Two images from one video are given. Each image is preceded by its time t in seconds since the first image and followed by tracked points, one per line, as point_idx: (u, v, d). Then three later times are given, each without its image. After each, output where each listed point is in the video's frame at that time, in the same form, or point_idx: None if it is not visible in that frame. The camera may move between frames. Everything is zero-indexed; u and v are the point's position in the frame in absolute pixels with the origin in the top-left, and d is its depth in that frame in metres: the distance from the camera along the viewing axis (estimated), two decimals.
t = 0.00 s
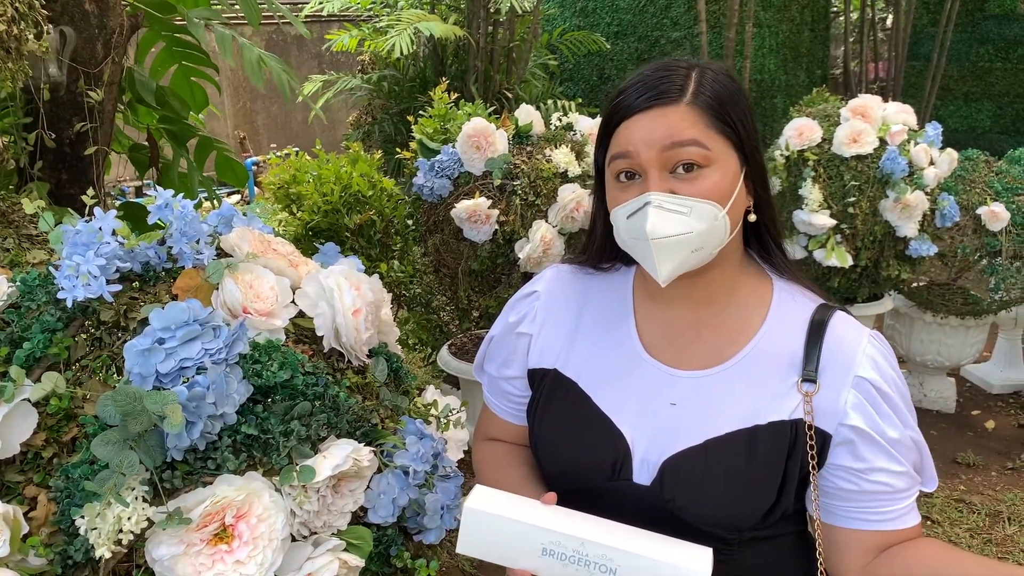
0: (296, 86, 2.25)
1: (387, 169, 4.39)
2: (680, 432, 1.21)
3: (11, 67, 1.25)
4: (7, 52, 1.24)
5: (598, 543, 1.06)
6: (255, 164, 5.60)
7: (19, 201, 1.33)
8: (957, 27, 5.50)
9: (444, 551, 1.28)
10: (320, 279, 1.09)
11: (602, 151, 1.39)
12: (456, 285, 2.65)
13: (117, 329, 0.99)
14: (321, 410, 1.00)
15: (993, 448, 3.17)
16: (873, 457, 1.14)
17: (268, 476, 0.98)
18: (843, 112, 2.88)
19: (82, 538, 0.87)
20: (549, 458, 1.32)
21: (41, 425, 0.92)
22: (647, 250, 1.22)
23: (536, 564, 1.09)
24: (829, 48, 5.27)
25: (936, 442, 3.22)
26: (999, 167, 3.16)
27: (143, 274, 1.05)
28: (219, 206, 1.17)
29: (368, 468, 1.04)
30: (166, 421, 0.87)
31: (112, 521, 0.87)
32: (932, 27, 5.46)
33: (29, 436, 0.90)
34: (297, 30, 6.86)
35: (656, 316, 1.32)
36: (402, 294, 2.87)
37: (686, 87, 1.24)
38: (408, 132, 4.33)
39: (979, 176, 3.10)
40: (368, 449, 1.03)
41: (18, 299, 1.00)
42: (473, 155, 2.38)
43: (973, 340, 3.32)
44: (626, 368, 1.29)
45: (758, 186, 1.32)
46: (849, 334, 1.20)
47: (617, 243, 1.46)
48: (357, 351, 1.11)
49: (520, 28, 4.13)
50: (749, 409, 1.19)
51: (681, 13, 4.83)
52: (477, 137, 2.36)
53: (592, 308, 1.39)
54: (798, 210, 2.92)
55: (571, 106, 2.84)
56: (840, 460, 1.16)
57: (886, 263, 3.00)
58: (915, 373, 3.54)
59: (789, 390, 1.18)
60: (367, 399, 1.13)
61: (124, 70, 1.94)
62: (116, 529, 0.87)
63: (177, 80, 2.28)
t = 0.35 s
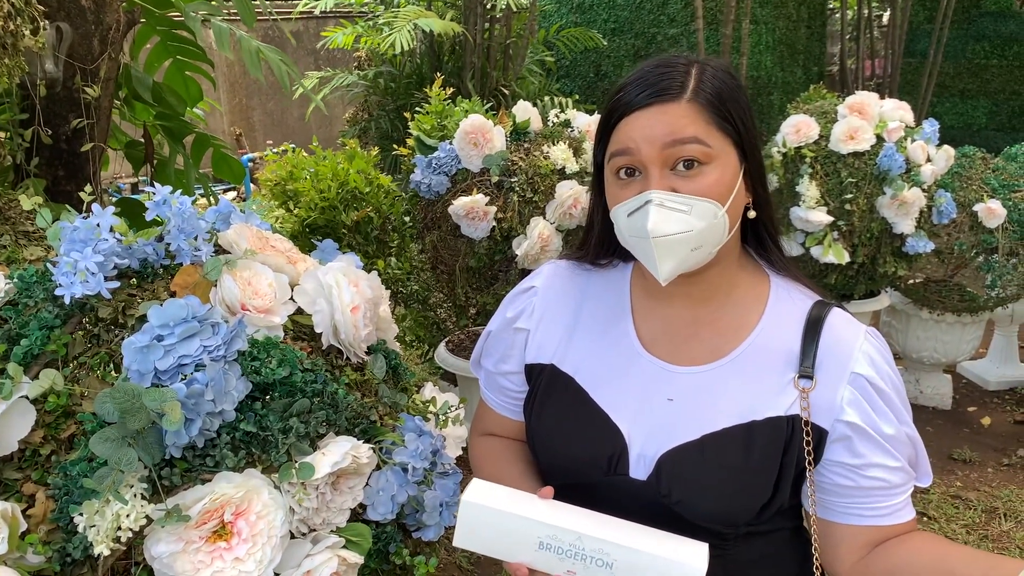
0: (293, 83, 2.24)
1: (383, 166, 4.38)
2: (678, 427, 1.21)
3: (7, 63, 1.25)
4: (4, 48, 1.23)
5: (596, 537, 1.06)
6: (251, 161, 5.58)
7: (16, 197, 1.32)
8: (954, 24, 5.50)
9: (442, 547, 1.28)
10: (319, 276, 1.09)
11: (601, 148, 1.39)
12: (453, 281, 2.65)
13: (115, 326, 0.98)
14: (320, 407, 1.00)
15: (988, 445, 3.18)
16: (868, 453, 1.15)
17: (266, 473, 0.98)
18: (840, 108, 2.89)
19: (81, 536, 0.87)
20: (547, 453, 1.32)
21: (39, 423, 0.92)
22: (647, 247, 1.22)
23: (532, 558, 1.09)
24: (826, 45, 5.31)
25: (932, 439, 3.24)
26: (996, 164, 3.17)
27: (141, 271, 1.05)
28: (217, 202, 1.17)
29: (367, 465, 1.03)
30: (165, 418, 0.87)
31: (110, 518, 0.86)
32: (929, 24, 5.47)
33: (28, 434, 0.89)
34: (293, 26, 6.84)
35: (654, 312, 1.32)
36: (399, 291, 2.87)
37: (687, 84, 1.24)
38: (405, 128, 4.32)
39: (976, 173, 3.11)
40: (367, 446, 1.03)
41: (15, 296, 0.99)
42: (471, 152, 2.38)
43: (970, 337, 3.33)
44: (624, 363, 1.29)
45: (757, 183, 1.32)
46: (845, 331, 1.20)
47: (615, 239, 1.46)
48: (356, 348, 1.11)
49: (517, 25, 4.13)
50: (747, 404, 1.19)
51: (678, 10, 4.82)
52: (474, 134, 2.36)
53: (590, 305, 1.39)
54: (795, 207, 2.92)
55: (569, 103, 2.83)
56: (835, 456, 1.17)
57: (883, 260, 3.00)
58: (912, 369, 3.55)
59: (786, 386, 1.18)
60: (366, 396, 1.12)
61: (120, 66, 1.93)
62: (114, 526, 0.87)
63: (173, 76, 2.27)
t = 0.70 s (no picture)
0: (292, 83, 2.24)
1: (382, 166, 4.38)
2: (674, 426, 1.21)
3: (7, 63, 1.25)
4: (3, 49, 1.23)
5: (592, 535, 1.07)
6: (249, 160, 5.57)
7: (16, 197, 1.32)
8: (952, 24, 5.51)
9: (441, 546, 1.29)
10: (318, 276, 1.09)
11: (597, 147, 1.39)
12: (452, 281, 2.65)
13: (115, 327, 0.99)
14: (320, 407, 1.01)
15: (986, 443, 3.19)
16: (863, 452, 1.15)
17: (267, 473, 0.98)
18: (839, 108, 2.89)
19: (81, 536, 0.87)
20: (543, 452, 1.32)
21: (39, 423, 0.92)
22: (640, 245, 1.22)
23: (529, 555, 1.09)
24: (823, 44, 5.33)
25: (930, 438, 3.25)
26: (994, 163, 3.17)
27: (140, 272, 1.05)
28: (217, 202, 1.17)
29: (367, 465, 1.04)
30: (165, 418, 0.87)
31: (110, 518, 0.87)
32: (927, 23, 5.48)
33: (28, 434, 0.89)
34: (291, 26, 6.84)
35: (650, 312, 1.32)
36: (398, 290, 2.87)
37: (680, 83, 1.24)
38: (403, 128, 4.32)
39: (973, 173, 3.11)
40: (367, 446, 1.03)
41: (15, 297, 0.99)
42: (470, 152, 2.38)
43: (968, 336, 3.33)
44: (620, 363, 1.30)
45: (751, 183, 1.32)
46: (841, 329, 1.20)
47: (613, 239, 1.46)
48: (355, 349, 1.11)
49: (515, 24, 4.13)
50: (742, 403, 1.19)
51: (676, 9, 4.83)
52: (473, 134, 2.36)
53: (588, 304, 1.39)
54: (793, 206, 2.92)
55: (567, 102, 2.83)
56: (830, 454, 1.17)
57: (881, 259, 3.01)
58: (910, 368, 3.55)
59: (780, 385, 1.19)
60: (366, 396, 1.13)
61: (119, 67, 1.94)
62: (115, 526, 0.87)
63: (172, 76, 2.27)
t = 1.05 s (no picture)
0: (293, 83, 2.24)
1: (382, 166, 4.38)
2: (673, 426, 1.21)
3: (7, 63, 1.24)
4: (3, 48, 1.23)
5: (592, 538, 1.06)
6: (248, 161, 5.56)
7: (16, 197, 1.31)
8: (952, 25, 5.51)
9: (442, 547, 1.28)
10: (318, 276, 1.09)
11: (598, 148, 1.39)
12: (452, 282, 2.65)
13: (115, 327, 0.98)
14: (320, 407, 1.01)
15: (986, 445, 3.19)
16: (863, 455, 1.15)
17: (267, 473, 0.98)
18: (839, 109, 2.89)
19: (81, 536, 0.87)
20: (543, 452, 1.32)
21: (39, 423, 0.92)
22: (643, 245, 1.22)
23: (528, 559, 1.09)
24: (823, 45, 5.33)
25: (930, 439, 3.24)
26: (994, 164, 3.17)
27: (141, 272, 1.05)
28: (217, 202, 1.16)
29: (367, 466, 1.04)
30: (166, 418, 0.87)
31: (111, 519, 0.86)
32: (927, 24, 5.49)
33: (28, 434, 0.89)
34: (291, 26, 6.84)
35: (651, 312, 1.32)
36: (398, 291, 2.87)
37: (682, 83, 1.24)
38: (403, 128, 4.32)
39: (973, 173, 3.11)
40: (367, 446, 1.03)
41: (15, 297, 0.99)
42: (470, 152, 2.38)
43: (968, 337, 3.33)
44: (620, 363, 1.30)
45: (753, 183, 1.32)
46: (843, 331, 1.20)
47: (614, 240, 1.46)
48: (356, 349, 1.11)
49: (515, 25, 4.13)
50: (743, 404, 1.19)
51: (676, 10, 4.83)
52: (473, 134, 2.36)
53: (588, 304, 1.39)
54: (793, 207, 2.92)
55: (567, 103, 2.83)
56: (830, 456, 1.17)
57: (881, 261, 3.00)
58: (910, 369, 3.55)
59: (781, 387, 1.19)
60: (366, 396, 1.12)
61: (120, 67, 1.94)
62: (115, 526, 0.87)
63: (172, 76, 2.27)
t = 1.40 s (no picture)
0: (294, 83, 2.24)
1: (382, 167, 4.38)
2: (672, 428, 1.21)
3: (9, 62, 1.25)
4: (6, 48, 1.24)
5: (590, 537, 1.06)
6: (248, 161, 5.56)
7: (18, 196, 1.31)
8: (951, 27, 5.52)
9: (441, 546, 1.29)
10: (320, 276, 1.09)
11: (602, 149, 1.39)
12: (452, 282, 2.65)
13: (117, 326, 0.99)
14: (321, 407, 1.01)
15: (985, 447, 3.19)
16: (845, 463, 1.14)
17: (268, 473, 0.98)
18: (839, 110, 2.89)
19: (83, 534, 0.88)
20: (542, 452, 1.32)
21: (41, 422, 0.92)
22: (644, 243, 1.22)
23: (526, 556, 1.09)
24: (824, 46, 5.34)
25: (929, 441, 3.25)
26: (994, 166, 3.17)
27: (143, 271, 1.05)
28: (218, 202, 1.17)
29: (367, 465, 1.04)
30: (168, 417, 0.87)
31: (113, 517, 0.87)
32: (927, 26, 5.50)
33: (29, 433, 0.90)
34: (291, 27, 6.85)
35: (651, 313, 1.32)
36: (398, 291, 2.87)
37: (686, 84, 1.25)
38: (404, 129, 4.32)
39: (973, 175, 3.12)
40: (368, 446, 1.03)
41: (17, 296, 0.99)
42: (471, 153, 2.38)
43: (967, 339, 3.33)
44: (620, 363, 1.30)
45: (754, 186, 1.32)
46: (842, 338, 1.19)
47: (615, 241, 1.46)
48: (357, 348, 1.11)
49: (515, 26, 4.13)
50: (741, 405, 1.19)
51: (676, 11, 4.86)
52: (473, 134, 2.36)
53: (590, 305, 1.39)
54: (792, 209, 2.93)
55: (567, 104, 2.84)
56: (819, 462, 1.17)
57: (881, 262, 3.00)
58: (909, 371, 3.55)
59: (779, 388, 1.18)
60: (366, 396, 1.13)
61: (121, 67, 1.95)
62: (117, 525, 0.87)
63: (173, 76, 2.28)
